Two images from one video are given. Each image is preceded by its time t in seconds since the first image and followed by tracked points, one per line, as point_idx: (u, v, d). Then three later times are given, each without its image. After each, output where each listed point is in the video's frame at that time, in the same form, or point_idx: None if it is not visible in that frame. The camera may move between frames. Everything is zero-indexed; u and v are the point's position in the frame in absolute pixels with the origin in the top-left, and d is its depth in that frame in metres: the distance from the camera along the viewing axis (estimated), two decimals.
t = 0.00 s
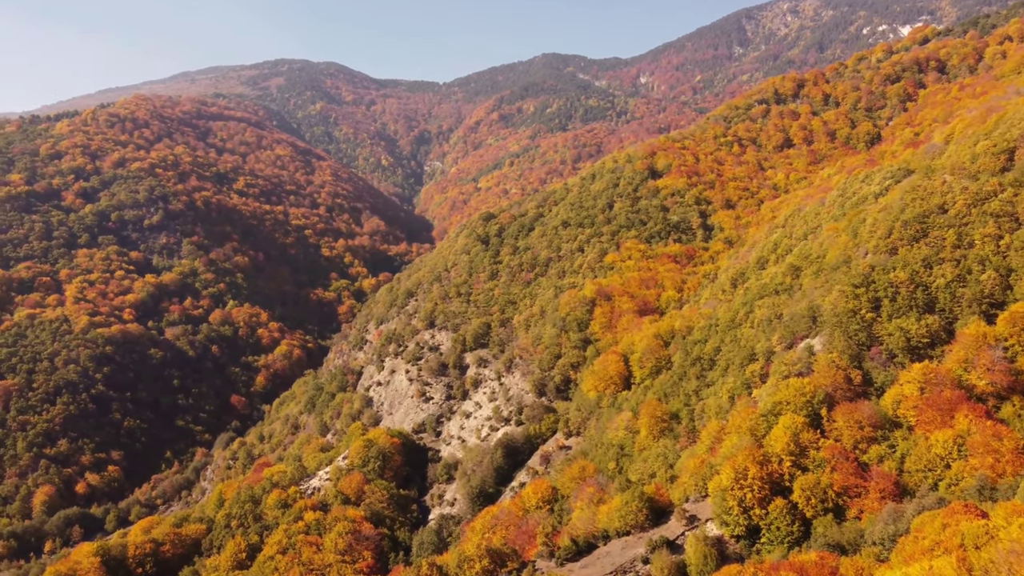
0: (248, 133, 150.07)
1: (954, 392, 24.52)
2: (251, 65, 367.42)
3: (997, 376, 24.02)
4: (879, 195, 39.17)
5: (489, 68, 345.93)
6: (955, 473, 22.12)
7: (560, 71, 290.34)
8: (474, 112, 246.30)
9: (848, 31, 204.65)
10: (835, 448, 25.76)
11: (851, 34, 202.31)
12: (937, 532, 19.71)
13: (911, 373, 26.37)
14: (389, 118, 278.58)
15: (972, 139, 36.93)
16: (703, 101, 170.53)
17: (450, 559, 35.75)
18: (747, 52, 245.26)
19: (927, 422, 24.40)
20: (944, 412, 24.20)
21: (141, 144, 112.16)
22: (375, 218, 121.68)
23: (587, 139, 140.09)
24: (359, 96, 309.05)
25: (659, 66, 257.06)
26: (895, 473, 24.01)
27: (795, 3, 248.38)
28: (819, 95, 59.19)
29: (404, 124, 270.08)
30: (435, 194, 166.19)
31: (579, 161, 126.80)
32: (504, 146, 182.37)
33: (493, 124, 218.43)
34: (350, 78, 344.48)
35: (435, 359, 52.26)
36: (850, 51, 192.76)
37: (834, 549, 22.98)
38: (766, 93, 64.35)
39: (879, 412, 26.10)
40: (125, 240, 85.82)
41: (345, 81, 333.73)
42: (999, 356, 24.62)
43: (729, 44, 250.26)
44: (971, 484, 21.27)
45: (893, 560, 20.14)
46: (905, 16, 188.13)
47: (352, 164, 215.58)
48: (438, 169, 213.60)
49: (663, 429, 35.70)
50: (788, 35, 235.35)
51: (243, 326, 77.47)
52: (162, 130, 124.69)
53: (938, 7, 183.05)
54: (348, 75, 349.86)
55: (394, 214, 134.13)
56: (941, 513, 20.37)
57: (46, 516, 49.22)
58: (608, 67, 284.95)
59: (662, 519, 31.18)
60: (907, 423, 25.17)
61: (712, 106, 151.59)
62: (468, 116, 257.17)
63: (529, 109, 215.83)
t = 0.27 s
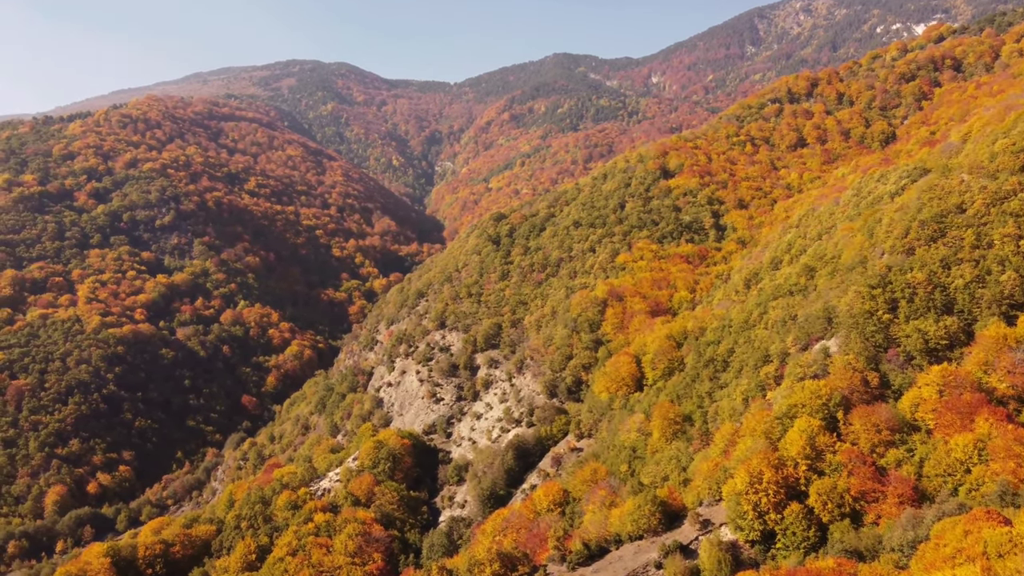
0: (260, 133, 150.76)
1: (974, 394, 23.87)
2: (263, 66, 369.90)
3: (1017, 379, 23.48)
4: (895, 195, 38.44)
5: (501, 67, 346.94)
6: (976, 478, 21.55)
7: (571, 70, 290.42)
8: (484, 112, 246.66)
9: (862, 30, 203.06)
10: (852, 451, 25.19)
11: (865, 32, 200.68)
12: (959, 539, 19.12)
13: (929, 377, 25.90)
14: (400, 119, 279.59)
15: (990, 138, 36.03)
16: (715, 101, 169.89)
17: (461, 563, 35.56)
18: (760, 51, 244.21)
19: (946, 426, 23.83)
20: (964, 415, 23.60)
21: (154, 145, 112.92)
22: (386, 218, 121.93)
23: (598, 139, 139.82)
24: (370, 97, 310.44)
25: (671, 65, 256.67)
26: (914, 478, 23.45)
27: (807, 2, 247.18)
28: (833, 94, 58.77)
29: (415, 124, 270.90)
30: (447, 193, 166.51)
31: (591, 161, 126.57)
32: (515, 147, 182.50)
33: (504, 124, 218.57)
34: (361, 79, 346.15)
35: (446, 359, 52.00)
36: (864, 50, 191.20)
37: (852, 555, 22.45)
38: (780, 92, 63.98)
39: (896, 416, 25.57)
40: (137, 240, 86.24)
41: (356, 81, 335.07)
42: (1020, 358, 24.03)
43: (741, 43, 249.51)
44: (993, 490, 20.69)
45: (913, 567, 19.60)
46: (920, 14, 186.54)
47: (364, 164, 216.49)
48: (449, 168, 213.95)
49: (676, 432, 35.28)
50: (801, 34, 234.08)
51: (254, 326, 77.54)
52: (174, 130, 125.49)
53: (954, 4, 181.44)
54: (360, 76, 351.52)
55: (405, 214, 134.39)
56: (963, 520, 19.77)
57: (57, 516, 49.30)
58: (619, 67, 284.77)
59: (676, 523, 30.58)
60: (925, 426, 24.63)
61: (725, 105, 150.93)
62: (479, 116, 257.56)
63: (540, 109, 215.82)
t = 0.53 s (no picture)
0: (272, 134, 151.47)
1: (996, 398, 23.37)
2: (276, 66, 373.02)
3: None
4: (912, 194, 37.73)
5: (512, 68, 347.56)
6: (999, 483, 20.90)
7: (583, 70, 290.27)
8: (496, 113, 246.90)
9: (877, 27, 200.99)
10: (870, 455, 24.67)
11: (880, 30, 198.49)
12: (983, 546, 18.51)
13: (949, 379, 25.30)
14: (412, 118, 280.76)
15: (1010, 136, 35.27)
16: (728, 100, 169.09)
17: (472, 566, 35.20)
18: (774, 50, 242.97)
19: (967, 429, 23.25)
20: (985, 419, 23.04)
21: (167, 146, 113.72)
22: (398, 218, 122.11)
23: (611, 139, 139.42)
24: (381, 97, 311.94)
25: (683, 65, 256.17)
26: (934, 482, 22.85)
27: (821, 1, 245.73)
28: (848, 92, 58.32)
29: (427, 124, 271.82)
30: (459, 193, 166.70)
31: (603, 161, 126.22)
32: (527, 146, 182.56)
33: (516, 124, 218.63)
34: (373, 79, 348.02)
35: (458, 360, 51.76)
36: (879, 48, 189.23)
37: (871, 562, 21.82)
38: (794, 91, 63.54)
39: (916, 419, 25.03)
40: (150, 241, 86.75)
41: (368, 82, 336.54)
42: None
43: (755, 41, 248.42)
44: (1017, 495, 20.06)
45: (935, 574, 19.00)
46: (936, 12, 184.51)
47: (376, 164, 217.37)
48: (461, 168, 214.16)
49: (690, 434, 34.83)
50: (815, 32, 232.54)
51: (266, 326, 77.46)
52: (187, 131, 126.37)
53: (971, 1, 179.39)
54: (371, 76, 353.42)
55: (417, 214, 134.59)
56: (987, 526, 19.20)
57: (70, 515, 49.39)
58: (630, 67, 284.41)
59: (690, 527, 30.04)
60: (946, 430, 24.04)
61: (738, 104, 150.10)
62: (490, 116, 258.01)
63: (552, 109, 215.60)
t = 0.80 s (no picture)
0: (286, 134, 152.39)
1: None
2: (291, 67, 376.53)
3: None
4: (933, 193, 36.81)
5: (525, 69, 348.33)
6: None
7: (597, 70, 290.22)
8: (510, 114, 247.03)
9: (894, 25, 198.51)
10: (892, 460, 24.02)
11: (897, 29, 194.78)
12: (1008, 555, 17.73)
13: (974, 383, 24.34)
14: (427, 118, 282.14)
15: None
16: (744, 100, 168.18)
17: (485, 569, 34.83)
18: (789, 49, 241.45)
19: (992, 434, 22.26)
20: (1012, 424, 21.92)
21: (182, 146, 114.63)
22: (412, 218, 122.33)
23: (625, 139, 138.96)
24: (395, 98, 313.46)
25: (699, 64, 255.95)
26: (959, 488, 22.05)
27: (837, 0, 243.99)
28: (866, 91, 57.78)
29: (442, 123, 272.94)
30: (473, 193, 166.94)
31: (618, 161, 125.79)
32: (541, 147, 182.58)
33: (530, 124, 218.71)
34: (387, 79, 350.28)
35: (471, 361, 51.45)
36: (897, 46, 186.63)
37: (893, 569, 21.17)
38: (811, 90, 63.05)
39: (940, 423, 24.26)
40: (165, 241, 87.29)
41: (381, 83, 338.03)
42: None
43: (771, 40, 247.07)
44: None
45: None
46: (955, 10, 182.23)
47: (391, 164, 218.42)
48: (475, 169, 214.54)
49: (707, 437, 34.25)
50: (831, 31, 230.76)
51: (280, 326, 77.39)
52: (202, 131, 127.32)
53: None
54: (385, 77, 355.62)
55: (431, 214, 134.84)
56: (1013, 535, 18.42)
57: (85, 515, 49.44)
58: (644, 67, 283.99)
59: (707, 533, 29.51)
60: (971, 434, 23.21)
61: (754, 104, 149.13)
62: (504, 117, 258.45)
63: (566, 109, 215.42)
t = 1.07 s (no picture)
0: (298, 134, 153.13)
1: None
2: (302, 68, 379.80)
3: None
4: (952, 192, 36.05)
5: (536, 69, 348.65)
6: None
7: (610, 70, 289.98)
8: (522, 113, 246.96)
9: (910, 23, 196.05)
10: (912, 464, 23.42)
11: (913, 26, 193.36)
12: None
13: (996, 385, 23.73)
14: (439, 118, 283.01)
15: None
16: (758, 99, 166.94)
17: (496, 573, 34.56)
18: (804, 48, 239.92)
19: (1016, 438, 21.70)
20: None
21: (194, 146, 115.34)
22: (424, 218, 122.38)
23: (638, 138, 138.45)
24: (406, 98, 314.67)
25: (712, 63, 255.54)
26: (981, 493, 21.44)
27: None
28: (882, 89, 57.20)
29: (454, 124, 273.82)
30: (485, 193, 166.98)
31: (630, 160, 125.32)
32: (553, 146, 182.41)
33: (542, 124, 218.54)
34: (399, 79, 351.95)
35: (483, 361, 51.12)
36: (912, 44, 184.31)
37: None
38: (826, 88, 62.56)
39: (961, 426, 23.64)
40: (178, 241, 87.72)
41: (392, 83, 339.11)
42: None
43: (784, 39, 245.99)
44: None
45: None
46: (971, 8, 179.98)
47: (402, 164, 219.16)
48: (486, 168, 214.75)
49: (721, 439, 33.81)
50: (846, 29, 228.87)
51: (292, 326, 77.31)
52: (215, 131, 128.09)
53: None
54: (397, 77, 357.33)
55: (442, 214, 134.92)
56: None
57: (97, 515, 49.49)
58: (656, 67, 283.57)
59: (722, 538, 28.95)
60: (992, 438, 22.58)
61: (768, 103, 147.97)
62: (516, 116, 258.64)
63: (578, 109, 215.04)
